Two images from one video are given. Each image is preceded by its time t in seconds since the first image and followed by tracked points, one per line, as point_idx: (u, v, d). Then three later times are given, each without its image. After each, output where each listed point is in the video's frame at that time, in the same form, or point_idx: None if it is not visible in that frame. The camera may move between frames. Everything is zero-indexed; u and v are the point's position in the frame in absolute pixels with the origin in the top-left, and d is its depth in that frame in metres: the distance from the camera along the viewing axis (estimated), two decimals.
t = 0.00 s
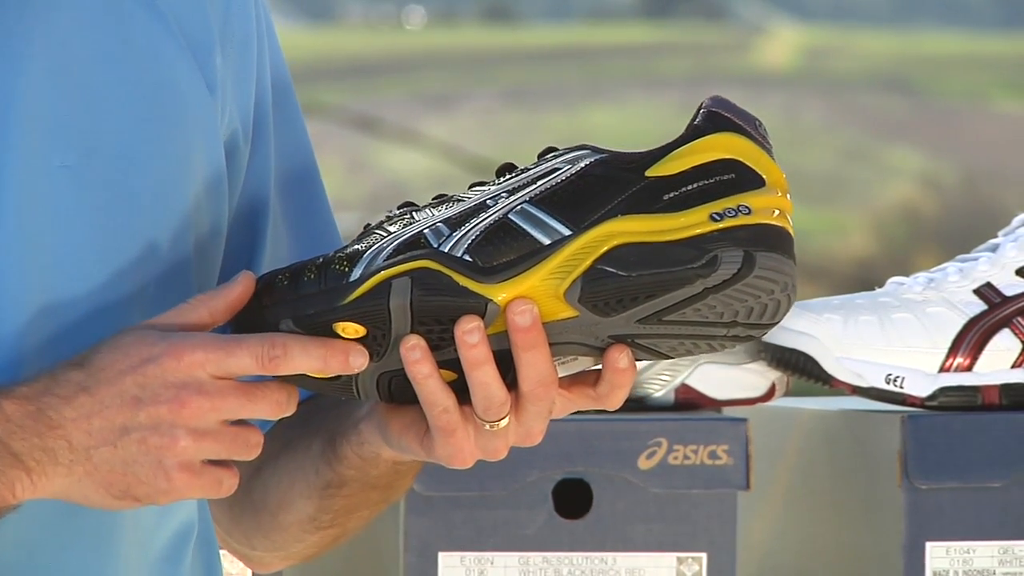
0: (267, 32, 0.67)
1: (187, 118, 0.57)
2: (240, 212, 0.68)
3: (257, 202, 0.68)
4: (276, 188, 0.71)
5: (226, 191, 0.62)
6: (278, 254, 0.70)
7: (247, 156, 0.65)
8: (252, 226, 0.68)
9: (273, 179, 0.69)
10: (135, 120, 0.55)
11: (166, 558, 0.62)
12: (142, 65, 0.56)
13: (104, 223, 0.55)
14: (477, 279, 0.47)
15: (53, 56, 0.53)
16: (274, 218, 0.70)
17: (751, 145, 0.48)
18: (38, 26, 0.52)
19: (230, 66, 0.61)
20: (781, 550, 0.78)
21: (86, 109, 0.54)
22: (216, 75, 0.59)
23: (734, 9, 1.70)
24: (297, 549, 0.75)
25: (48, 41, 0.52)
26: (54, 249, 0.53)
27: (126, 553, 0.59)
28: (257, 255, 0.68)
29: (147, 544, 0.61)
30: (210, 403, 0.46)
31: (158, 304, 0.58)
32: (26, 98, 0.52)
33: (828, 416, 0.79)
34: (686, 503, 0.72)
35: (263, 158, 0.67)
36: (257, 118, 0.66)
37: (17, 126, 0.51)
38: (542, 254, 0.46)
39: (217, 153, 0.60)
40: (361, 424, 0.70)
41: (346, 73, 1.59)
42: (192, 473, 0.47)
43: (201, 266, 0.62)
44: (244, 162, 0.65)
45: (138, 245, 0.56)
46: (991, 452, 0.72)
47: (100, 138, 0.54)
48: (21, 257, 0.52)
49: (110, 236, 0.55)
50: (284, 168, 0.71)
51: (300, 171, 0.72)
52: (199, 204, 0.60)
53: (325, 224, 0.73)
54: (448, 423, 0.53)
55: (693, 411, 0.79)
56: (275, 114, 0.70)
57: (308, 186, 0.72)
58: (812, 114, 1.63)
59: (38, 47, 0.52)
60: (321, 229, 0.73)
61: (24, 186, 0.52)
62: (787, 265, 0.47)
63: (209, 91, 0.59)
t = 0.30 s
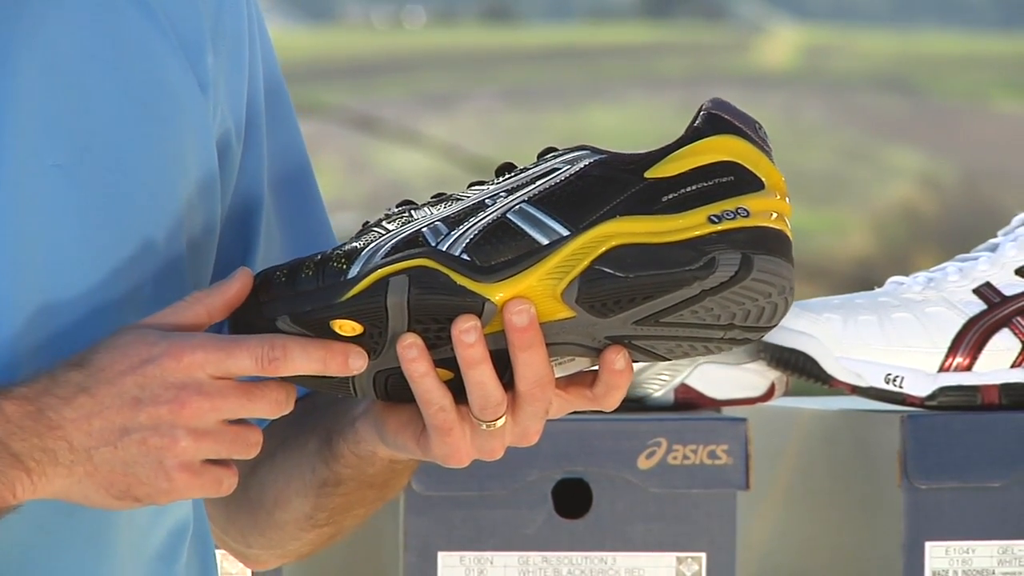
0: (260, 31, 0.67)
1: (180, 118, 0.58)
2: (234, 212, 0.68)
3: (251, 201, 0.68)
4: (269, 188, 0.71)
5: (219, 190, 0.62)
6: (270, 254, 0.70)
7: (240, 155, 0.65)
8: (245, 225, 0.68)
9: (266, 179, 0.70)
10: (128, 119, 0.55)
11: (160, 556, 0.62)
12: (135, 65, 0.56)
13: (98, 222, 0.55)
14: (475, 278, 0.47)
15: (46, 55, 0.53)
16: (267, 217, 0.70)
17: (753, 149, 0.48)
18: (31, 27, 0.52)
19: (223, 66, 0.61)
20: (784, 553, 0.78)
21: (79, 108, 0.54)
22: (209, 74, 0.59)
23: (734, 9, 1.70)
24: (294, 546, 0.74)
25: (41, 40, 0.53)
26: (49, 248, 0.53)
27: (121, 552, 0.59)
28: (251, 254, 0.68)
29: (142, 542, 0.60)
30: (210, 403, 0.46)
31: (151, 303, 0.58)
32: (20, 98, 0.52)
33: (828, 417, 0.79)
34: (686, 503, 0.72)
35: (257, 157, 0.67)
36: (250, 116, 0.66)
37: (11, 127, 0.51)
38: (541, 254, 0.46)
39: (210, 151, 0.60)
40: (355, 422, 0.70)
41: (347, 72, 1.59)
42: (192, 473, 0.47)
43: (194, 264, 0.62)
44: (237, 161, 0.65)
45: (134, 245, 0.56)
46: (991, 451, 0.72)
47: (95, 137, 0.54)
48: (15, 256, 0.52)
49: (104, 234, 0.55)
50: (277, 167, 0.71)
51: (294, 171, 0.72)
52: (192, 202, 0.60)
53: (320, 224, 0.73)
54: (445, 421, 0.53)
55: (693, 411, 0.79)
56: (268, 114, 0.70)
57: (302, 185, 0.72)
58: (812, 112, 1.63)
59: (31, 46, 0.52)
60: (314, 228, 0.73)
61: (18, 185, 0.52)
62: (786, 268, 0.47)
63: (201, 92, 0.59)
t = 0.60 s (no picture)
0: (254, 29, 0.67)
1: (174, 115, 0.58)
2: (230, 210, 0.68)
3: (246, 199, 0.68)
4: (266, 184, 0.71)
5: (214, 188, 0.62)
6: (268, 250, 0.70)
7: (235, 154, 0.66)
8: (242, 222, 0.68)
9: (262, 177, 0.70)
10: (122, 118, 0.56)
11: (156, 555, 0.62)
12: (129, 63, 0.56)
13: (92, 221, 0.55)
14: (467, 277, 0.46)
15: (38, 55, 0.53)
16: (264, 212, 0.70)
17: (745, 146, 0.49)
18: (25, 26, 0.53)
19: (218, 65, 0.61)
20: (784, 553, 0.79)
21: (73, 108, 0.54)
22: (203, 73, 0.59)
23: (735, 8, 1.68)
24: (293, 545, 0.73)
25: (33, 40, 0.53)
26: (42, 247, 0.53)
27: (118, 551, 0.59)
28: (246, 252, 0.68)
29: (138, 542, 0.61)
30: (202, 404, 0.46)
31: (147, 303, 0.58)
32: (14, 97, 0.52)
33: (827, 416, 0.79)
34: (686, 502, 0.72)
35: (252, 156, 0.67)
36: (245, 111, 0.66)
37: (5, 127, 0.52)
38: (532, 253, 0.46)
39: (205, 150, 0.60)
40: (352, 419, 0.69)
41: (347, 72, 1.58)
42: (183, 475, 0.47)
43: (190, 262, 0.62)
44: (232, 158, 0.65)
45: (129, 244, 0.56)
46: (990, 451, 0.72)
47: (89, 135, 0.54)
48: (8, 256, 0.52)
49: (99, 233, 0.55)
50: (273, 164, 0.71)
51: (289, 167, 0.72)
52: (187, 200, 0.60)
53: (315, 220, 0.73)
54: (440, 420, 0.53)
55: (693, 411, 0.78)
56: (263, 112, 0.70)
57: (297, 180, 0.72)
58: (812, 111, 1.60)
59: (23, 46, 0.52)
60: (310, 221, 0.73)
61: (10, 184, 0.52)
62: (777, 263, 0.47)
63: (195, 89, 0.59)
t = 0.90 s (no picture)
0: (254, 24, 0.67)
1: (175, 112, 0.57)
2: (235, 207, 0.68)
3: (251, 198, 0.68)
4: (274, 180, 0.71)
5: (216, 183, 0.62)
6: (276, 242, 0.70)
7: (238, 151, 0.66)
8: (247, 221, 0.68)
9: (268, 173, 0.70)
10: (123, 118, 0.55)
11: (157, 557, 0.62)
12: (127, 62, 0.56)
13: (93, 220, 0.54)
14: (494, 260, 0.47)
15: (36, 57, 0.53)
16: (269, 205, 0.70)
17: (770, 121, 0.48)
18: (21, 30, 0.53)
19: (218, 61, 0.61)
20: (783, 550, 0.78)
21: (72, 108, 0.54)
22: (203, 70, 0.59)
23: (736, 9, 1.66)
24: (316, 539, 0.72)
25: (31, 42, 0.53)
26: (44, 249, 0.53)
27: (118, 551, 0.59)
28: (252, 250, 0.68)
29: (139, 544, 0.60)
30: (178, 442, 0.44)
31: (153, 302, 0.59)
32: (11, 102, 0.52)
33: (829, 417, 0.79)
34: (687, 502, 0.72)
35: (255, 154, 0.67)
36: (247, 106, 0.66)
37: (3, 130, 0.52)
38: (558, 235, 0.46)
39: (207, 147, 0.60)
40: (376, 406, 0.67)
41: (346, 72, 1.57)
42: (158, 513, 0.45)
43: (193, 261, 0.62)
44: (236, 152, 0.65)
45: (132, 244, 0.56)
46: (991, 451, 0.72)
47: (87, 135, 0.54)
48: (6, 258, 0.52)
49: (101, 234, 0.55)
50: (277, 161, 0.71)
51: (297, 161, 0.72)
52: (188, 195, 0.60)
53: (326, 211, 0.73)
54: (470, 404, 0.53)
55: (696, 411, 0.78)
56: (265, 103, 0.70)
57: (305, 176, 0.72)
58: (812, 111, 1.61)
59: (20, 48, 0.52)
60: (317, 218, 0.72)
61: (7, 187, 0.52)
62: (806, 239, 0.46)
63: (195, 85, 0.59)
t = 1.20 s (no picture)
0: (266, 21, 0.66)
1: (186, 108, 0.57)
2: (253, 211, 0.67)
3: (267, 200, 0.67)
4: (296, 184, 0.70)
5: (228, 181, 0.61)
6: (298, 247, 0.69)
7: (252, 151, 0.65)
8: (266, 224, 0.67)
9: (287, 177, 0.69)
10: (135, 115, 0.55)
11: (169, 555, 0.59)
12: (137, 57, 0.55)
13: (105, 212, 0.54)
14: (531, 275, 0.47)
15: (47, 53, 0.52)
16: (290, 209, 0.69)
17: (799, 123, 0.48)
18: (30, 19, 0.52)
19: (230, 58, 0.61)
20: (784, 551, 0.78)
21: (83, 105, 0.53)
22: (214, 67, 0.59)
23: (735, 9, 1.67)
24: (354, 529, 0.71)
25: (42, 39, 0.52)
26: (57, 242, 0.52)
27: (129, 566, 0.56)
28: (272, 253, 0.67)
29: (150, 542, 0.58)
30: (108, 488, 0.41)
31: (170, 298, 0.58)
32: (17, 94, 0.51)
33: (829, 418, 0.79)
34: (687, 504, 0.72)
35: (273, 156, 0.67)
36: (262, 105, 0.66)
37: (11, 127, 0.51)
38: (596, 247, 0.47)
39: (219, 145, 0.60)
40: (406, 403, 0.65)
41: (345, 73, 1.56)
42: (97, 553, 0.43)
43: (205, 261, 0.61)
44: (249, 154, 0.65)
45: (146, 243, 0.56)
46: (992, 452, 0.72)
47: (100, 132, 0.54)
48: (18, 257, 0.51)
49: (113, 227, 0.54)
50: (302, 161, 0.70)
51: (317, 164, 0.71)
52: (199, 201, 0.59)
53: (348, 211, 0.73)
54: (508, 412, 0.53)
55: (694, 412, 0.80)
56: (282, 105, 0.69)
57: (326, 182, 0.72)
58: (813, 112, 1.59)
59: (31, 45, 0.52)
60: (338, 216, 0.72)
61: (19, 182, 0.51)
62: (844, 244, 0.46)
63: (205, 82, 0.58)
